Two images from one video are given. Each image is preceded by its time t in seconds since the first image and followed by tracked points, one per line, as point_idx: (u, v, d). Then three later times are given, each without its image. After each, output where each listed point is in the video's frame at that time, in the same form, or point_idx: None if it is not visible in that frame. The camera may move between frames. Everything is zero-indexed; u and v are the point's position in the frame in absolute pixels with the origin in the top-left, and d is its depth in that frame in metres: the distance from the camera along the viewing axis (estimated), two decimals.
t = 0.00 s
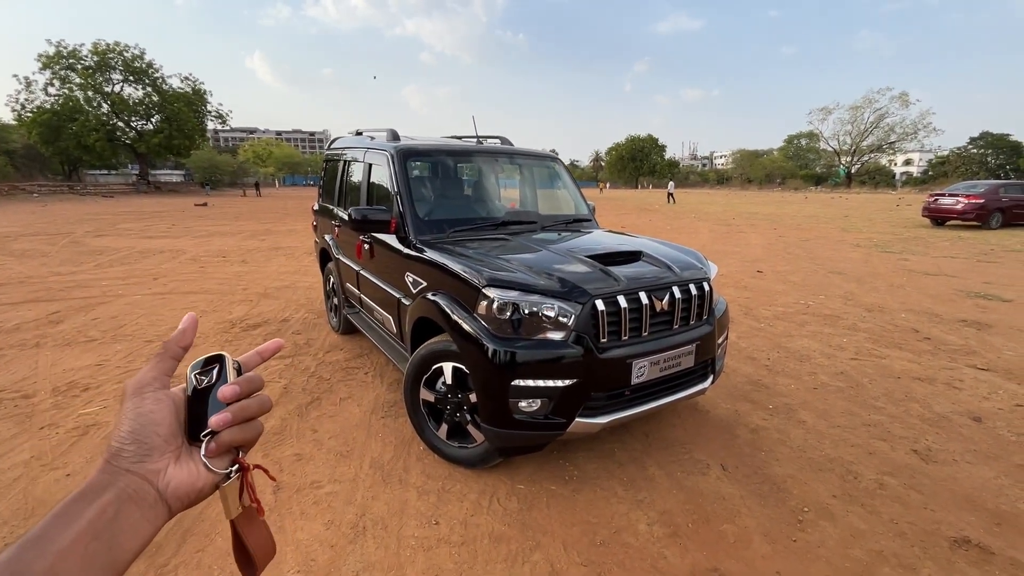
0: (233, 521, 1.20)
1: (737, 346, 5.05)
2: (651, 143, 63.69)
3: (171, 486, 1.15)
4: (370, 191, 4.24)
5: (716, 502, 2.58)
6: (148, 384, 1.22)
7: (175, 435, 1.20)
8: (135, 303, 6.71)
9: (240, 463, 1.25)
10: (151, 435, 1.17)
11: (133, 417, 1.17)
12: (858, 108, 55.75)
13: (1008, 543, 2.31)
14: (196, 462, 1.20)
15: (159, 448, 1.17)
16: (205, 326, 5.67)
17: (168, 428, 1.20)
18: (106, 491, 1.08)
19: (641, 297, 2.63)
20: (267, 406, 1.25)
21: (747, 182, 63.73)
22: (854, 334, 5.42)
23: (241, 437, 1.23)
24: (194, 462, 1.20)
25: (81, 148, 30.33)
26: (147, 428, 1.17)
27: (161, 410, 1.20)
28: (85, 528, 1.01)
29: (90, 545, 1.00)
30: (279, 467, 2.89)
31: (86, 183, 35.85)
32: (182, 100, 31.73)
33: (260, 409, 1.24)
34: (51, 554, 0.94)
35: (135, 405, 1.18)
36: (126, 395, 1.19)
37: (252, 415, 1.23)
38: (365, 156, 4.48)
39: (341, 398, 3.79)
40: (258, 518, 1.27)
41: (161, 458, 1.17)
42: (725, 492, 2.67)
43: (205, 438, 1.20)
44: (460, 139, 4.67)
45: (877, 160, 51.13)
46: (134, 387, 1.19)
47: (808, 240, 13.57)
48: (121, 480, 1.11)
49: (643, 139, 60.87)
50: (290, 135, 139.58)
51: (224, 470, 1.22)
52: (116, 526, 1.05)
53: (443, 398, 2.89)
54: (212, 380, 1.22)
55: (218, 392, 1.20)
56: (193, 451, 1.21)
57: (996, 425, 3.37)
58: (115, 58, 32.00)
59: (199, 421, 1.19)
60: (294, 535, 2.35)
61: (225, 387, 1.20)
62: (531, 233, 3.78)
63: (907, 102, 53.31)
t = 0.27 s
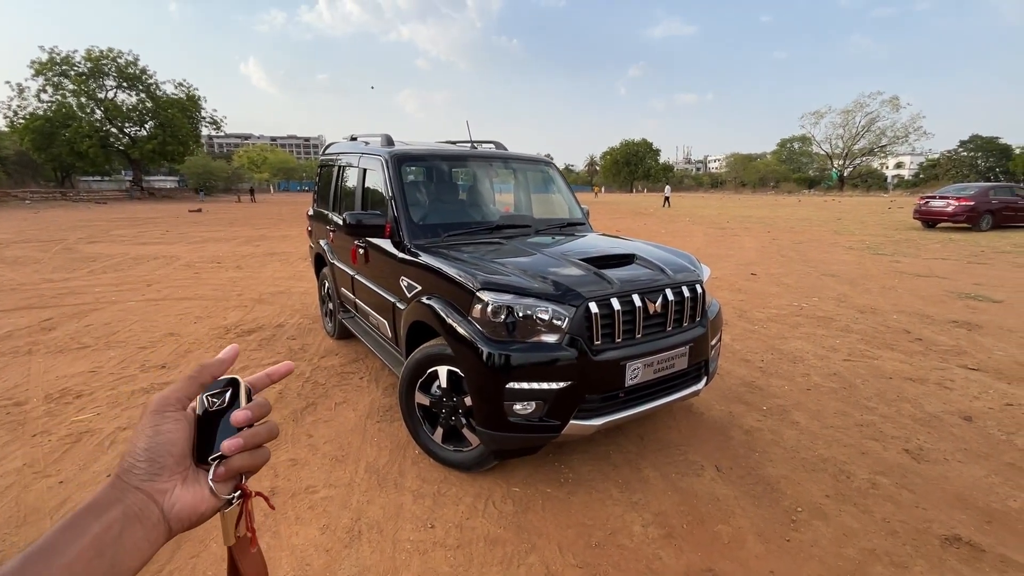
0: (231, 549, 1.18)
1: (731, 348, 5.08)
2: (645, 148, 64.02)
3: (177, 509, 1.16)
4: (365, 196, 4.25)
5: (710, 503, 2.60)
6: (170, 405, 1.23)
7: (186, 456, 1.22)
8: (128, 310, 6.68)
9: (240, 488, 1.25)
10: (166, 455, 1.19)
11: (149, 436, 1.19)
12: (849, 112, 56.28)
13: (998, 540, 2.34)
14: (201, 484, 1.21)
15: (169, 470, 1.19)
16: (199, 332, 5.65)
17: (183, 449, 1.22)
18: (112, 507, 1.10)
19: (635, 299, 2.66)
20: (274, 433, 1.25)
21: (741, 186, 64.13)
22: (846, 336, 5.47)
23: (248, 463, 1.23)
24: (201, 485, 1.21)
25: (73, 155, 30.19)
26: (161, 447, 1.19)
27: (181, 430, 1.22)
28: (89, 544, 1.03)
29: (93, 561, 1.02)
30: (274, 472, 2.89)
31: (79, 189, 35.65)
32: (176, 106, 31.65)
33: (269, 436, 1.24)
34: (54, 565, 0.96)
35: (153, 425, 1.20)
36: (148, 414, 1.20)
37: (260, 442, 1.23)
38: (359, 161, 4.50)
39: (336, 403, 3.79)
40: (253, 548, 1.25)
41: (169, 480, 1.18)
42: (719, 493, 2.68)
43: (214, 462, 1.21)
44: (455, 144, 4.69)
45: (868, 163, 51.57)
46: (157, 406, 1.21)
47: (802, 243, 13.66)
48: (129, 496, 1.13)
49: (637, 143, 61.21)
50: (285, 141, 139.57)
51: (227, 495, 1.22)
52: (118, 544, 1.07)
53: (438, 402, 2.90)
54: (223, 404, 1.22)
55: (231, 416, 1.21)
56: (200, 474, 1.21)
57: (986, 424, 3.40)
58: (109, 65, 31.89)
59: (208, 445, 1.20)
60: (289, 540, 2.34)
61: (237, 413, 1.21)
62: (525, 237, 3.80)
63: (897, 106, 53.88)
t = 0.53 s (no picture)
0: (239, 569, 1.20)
1: (724, 352, 5.12)
2: (639, 155, 64.44)
3: (193, 527, 1.15)
4: (360, 204, 4.29)
5: (703, 505, 2.63)
6: (218, 428, 1.19)
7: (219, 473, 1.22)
8: (122, 319, 6.67)
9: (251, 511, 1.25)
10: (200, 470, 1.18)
11: (192, 452, 1.19)
12: (839, 118, 56.90)
13: (986, 538, 2.37)
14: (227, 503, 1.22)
15: (202, 487, 1.19)
16: (194, 341, 5.65)
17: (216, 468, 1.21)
18: (137, 511, 1.10)
19: (627, 304, 2.69)
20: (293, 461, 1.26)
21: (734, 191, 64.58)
22: (838, 339, 5.53)
23: (267, 489, 1.23)
24: (218, 502, 1.21)
25: (67, 165, 30.10)
26: (198, 463, 1.19)
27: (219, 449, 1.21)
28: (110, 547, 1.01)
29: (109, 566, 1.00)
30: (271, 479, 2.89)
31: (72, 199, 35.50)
32: (170, 116, 31.64)
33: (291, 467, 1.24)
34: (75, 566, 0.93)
35: (196, 444, 1.19)
36: (195, 432, 1.18)
37: (283, 473, 1.23)
38: (354, 170, 4.53)
39: (332, 410, 3.80)
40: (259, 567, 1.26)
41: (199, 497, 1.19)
42: (713, 495, 2.71)
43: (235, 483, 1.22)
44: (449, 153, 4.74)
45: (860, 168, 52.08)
46: (204, 425, 1.18)
47: (794, 248, 13.78)
48: (157, 503, 1.13)
49: (630, 150, 61.61)
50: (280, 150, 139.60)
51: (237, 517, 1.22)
52: (136, 552, 1.06)
53: (433, 408, 2.92)
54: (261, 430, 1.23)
55: (263, 444, 1.21)
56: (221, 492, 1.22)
57: (975, 425, 3.45)
58: (103, 74, 31.87)
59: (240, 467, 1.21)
60: (285, 547, 2.35)
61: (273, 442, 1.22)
62: (519, 243, 3.84)
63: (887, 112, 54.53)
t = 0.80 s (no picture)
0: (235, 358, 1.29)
1: (718, 359, 5.18)
2: (632, 164, 64.93)
3: (146, 323, 1.20)
4: (356, 216, 4.33)
5: (698, 511, 2.66)
6: (130, 213, 1.13)
7: (153, 269, 1.20)
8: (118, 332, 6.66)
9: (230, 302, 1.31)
10: (127, 269, 1.16)
11: (111, 244, 1.15)
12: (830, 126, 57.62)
13: (975, 540, 2.42)
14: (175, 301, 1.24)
15: (136, 282, 1.18)
16: (190, 353, 5.65)
17: (150, 261, 1.19)
18: (76, 317, 1.13)
19: (620, 313, 2.74)
20: (252, 241, 1.24)
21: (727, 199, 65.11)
22: (830, 345, 5.59)
23: (224, 275, 1.24)
24: (174, 296, 1.24)
25: (60, 178, 30.03)
26: (125, 257, 1.16)
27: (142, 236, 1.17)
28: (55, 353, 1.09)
29: (65, 372, 1.09)
30: (268, 491, 2.91)
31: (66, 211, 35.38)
32: (165, 128, 31.69)
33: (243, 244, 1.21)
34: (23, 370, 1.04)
35: (114, 236, 1.14)
36: (105, 223, 1.11)
37: (233, 252, 1.20)
38: (350, 182, 4.58)
39: (329, 421, 3.81)
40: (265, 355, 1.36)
41: (137, 294, 1.19)
42: (707, 501, 2.74)
43: (189, 274, 1.24)
44: (444, 164, 4.80)
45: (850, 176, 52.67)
46: (113, 214, 1.11)
47: (787, 255, 13.91)
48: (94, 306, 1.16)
49: (624, 159, 62.09)
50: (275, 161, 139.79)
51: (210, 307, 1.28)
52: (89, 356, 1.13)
53: (430, 418, 2.95)
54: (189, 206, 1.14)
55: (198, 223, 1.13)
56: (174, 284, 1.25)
57: (964, 429, 3.51)
58: (97, 87, 31.91)
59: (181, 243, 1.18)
60: (283, 558, 2.37)
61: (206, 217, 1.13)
62: (513, 254, 3.89)
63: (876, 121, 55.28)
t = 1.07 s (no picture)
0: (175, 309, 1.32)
1: (712, 367, 5.23)
2: (627, 174, 65.39)
3: (131, 263, 1.26)
4: (353, 229, 4.39)
5: (691, 517, 2.70)
6: (131, 155, 1.18)
7: (143, 210, 1.26)
8: (114, 346, 6.67)
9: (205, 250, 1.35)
10: (115, 206, 1.22)
11: (102, 181, 1.20)
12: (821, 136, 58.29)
13: (962, 542, 2.46)
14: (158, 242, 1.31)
15: (123, 222, 1.24)
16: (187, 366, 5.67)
17: (142, 202, 1.25)
18: (54, 249, 1.16)
19: (612, 322, 2.80)
20: (239, 187, 1.26)
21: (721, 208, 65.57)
22: (823, 352, 5.66)
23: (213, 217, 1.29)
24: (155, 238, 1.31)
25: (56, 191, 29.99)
26: (115, 198, 1.22)
27: (143, 179, 1.23)
28: (35, 282, 1.12)
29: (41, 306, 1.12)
30: (266, 502, 2.93)
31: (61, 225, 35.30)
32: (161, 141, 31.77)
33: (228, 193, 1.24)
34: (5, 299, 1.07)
35: (108, 175, 1.20)
36: (104, 160, 1.17)
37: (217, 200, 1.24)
38: (347, 195, 4.65)
39: (326, 432, 3.84)
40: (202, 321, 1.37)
41: (123, 236, 1.25)
42: (700, 507, 2.78)
43: (175, 214, 1.31)
44: (440, 177, 4.88)
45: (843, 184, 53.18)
46: (116, 151, 1.17)
47: (781, 263, 14.02)
48: (75, 241, 1.19)
49: (619, 170, 62.53)
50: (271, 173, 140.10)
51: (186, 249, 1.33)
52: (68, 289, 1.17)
53: (427, 427, 2.99)
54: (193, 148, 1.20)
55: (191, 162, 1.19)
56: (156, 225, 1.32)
57: (953, 433, 3.57)
58: (94, 102, 32.03)
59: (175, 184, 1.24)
60: (281, 567, 2.39)
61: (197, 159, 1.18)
62: (508, 264, 3.95)
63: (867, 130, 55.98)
